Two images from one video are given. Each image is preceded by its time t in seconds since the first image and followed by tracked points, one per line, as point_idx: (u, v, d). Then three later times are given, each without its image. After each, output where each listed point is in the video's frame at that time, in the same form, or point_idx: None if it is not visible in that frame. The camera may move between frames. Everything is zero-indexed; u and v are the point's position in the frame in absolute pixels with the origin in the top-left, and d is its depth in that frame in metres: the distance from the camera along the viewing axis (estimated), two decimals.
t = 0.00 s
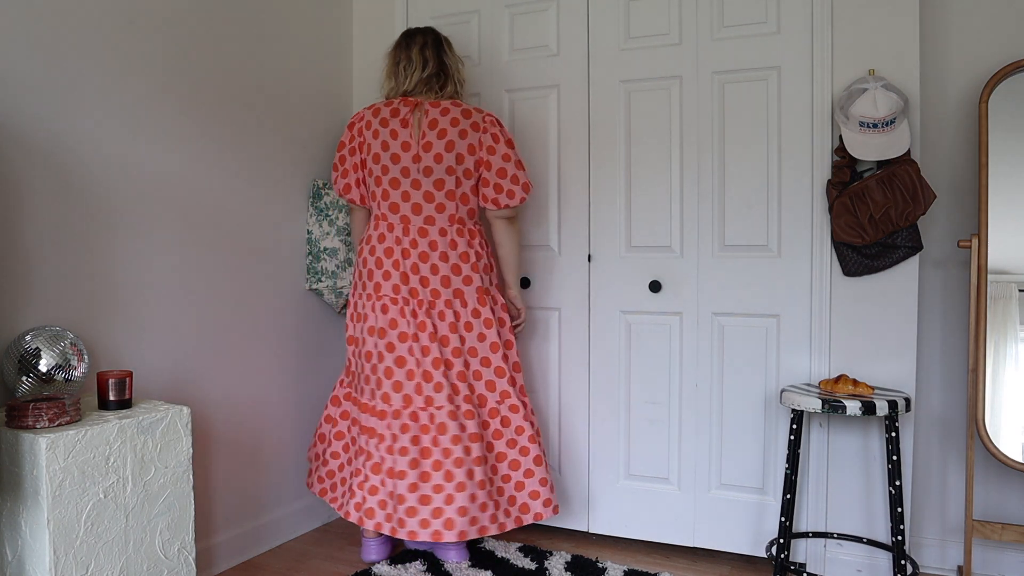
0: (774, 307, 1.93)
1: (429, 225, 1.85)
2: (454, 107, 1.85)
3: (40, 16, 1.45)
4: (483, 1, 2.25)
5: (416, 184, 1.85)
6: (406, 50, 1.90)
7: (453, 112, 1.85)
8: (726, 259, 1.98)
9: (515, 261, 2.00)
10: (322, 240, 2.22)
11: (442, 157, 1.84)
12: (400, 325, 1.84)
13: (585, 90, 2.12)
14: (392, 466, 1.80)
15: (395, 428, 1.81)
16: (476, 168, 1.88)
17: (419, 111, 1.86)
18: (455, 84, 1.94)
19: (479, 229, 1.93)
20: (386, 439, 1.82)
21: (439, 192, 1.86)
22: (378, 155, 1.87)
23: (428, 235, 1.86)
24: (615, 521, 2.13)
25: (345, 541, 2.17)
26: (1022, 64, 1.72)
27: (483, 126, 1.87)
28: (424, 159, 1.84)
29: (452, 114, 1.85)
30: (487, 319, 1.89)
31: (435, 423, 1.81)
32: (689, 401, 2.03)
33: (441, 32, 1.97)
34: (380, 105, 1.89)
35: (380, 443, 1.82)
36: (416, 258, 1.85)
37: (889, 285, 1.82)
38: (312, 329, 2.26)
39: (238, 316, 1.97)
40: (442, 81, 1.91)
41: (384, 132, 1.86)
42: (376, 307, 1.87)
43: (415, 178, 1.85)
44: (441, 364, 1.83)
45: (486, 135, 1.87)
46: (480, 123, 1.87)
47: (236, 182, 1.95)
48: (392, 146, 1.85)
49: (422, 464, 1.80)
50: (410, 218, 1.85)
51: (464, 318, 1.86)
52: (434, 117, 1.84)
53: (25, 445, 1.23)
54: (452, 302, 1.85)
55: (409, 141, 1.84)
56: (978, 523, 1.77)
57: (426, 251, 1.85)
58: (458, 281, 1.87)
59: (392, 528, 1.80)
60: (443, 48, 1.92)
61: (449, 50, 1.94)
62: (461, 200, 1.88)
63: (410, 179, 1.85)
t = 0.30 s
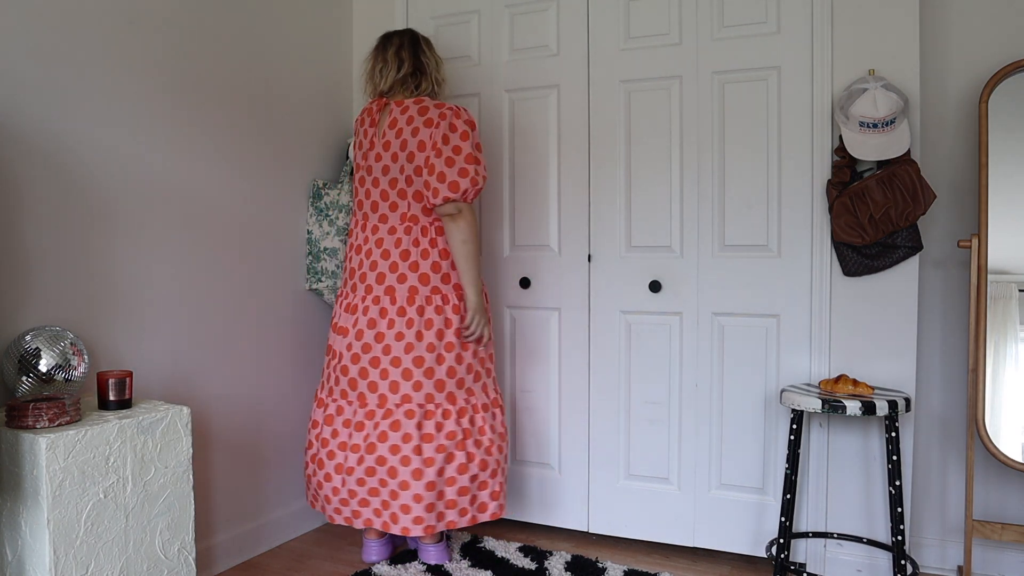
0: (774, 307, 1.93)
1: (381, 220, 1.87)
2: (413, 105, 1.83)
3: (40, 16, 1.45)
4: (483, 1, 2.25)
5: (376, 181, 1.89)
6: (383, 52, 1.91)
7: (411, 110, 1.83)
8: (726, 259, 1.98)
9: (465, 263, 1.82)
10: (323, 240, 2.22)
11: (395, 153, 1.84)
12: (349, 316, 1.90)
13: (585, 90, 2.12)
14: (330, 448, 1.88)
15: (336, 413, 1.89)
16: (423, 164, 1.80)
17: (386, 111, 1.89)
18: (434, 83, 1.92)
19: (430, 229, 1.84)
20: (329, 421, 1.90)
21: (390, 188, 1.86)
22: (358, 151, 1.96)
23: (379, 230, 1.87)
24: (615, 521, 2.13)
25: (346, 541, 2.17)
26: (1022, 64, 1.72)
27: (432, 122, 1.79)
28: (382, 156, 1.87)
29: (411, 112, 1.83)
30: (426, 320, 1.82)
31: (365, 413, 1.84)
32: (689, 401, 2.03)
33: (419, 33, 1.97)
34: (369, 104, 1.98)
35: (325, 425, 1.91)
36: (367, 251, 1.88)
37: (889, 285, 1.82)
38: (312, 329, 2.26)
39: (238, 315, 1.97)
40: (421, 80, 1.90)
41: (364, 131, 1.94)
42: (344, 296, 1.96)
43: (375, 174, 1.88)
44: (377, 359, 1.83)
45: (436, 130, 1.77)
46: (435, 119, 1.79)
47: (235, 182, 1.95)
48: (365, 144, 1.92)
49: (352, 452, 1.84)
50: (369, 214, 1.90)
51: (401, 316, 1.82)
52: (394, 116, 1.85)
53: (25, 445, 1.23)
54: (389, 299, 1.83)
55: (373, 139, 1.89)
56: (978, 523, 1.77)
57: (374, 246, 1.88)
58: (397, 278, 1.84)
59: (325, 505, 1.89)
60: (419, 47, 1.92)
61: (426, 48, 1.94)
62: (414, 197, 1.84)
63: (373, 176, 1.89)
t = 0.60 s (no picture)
0: (774, 307, 1.93)
1: (379, 218, 1.88)
2: (415, 104, 1.84)
3: (40, 16, 1.45)
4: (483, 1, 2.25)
5: (375, 179, 1.89)
6: (380, 53, 1.93)
7: (414, 109, 1.83)
8: (726, 259, 1.98)
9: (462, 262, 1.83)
10: (322, 240, 2.22)
11: (395, 150, 1.84)
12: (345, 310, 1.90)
13: (584, 90, 2.12)
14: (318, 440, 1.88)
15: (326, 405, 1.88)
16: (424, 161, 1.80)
17: (387, 109, 1.89)
18: (433, 83, 1.92)
19: (428, 226, 1.84)
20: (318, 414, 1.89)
21: (389, 185, 1.87)
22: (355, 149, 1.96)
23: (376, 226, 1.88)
24: (615, 522, 2.13)
25: (345, 541, 2.17)
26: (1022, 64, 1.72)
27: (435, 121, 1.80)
28: (382, 154, 1.87)
29: (412, 111, 1.83)
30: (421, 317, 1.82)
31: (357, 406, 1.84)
32: (689, 400, 2.03)
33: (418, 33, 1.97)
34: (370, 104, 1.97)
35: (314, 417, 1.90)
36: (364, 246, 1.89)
37: (889, 285, 1.82)
38: (311, 329, 2.26)
39: (238, 315, 1.97)
40: (419, 80, 1.91)
41: (362, 130, 1.94)
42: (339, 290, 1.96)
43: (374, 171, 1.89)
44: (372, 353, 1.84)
45: (438, 128, 1.79)
46: (437, 118, 1.80)
47: (235, 182, 1.95)
48: (364, 142, 1.92)
49: (341, 444, 1.84)
50: (366, 211, 1.91)
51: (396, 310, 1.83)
52: (394, 113, 1.85)
53: (25, 445, 1.23)
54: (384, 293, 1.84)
55: (372, 137, 1.89)
56: (978, 523, 1.77)
57: (371, 242, 1.88)
58: (393, 273, 1.85)
59: (306, 497, 1.87)
60: (417, 47, 1.92)
61: (425, 48, 1.94)
62: (414, 194, 1.84)
63: (372, 174, 1.90)
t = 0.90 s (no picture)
0: (774, 307, 1.93)
1: (401, 224, 1.86)
2: (435, 111, 1.86)
3: (40, 16, 1.45)
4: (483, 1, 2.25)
5: (391, 184, 1.86)
6: (380, 55, 1.93)
7: (434, 115, 1.86)
8: (726, 259, 1.98)
9: (487, 264, 1.90)
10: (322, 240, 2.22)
11: (421, 156, 1.84)
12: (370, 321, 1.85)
13: (584, 90, 2.12)
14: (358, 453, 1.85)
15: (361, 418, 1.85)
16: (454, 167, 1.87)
17: (401, 114, 1.86)
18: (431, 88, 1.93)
19: (452, 231, 1.89)
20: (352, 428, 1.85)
21: (413, 191, 1.85)
22: (355, 153, 1.87)
23: (397, 233, 1.85)
24: (616, 522, 2.13)
25: (346, 541, 2.17)
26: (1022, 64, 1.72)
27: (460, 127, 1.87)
28: (402, 159, 1.85)
29: (433, 117, 1.85)
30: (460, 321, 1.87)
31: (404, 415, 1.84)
32: (689, 400, 2.03)
33: (419, 36, 1.98)
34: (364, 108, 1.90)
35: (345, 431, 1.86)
36: (385, 254, 1.85)
37: (889, 285, 1.82)
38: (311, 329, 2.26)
39: (238, 315, 1.97)
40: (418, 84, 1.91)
41: (364, 133, 1.87)
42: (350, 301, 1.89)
43: (393, 178, 1.86)
44: (413, 360, 1.84)
45: (463, 136, 1.87)
46: (458, 123, 1.87)
47: (235, 182, 1.95)
48: (372, 147, 1.86)
49: (401, 456, 1.84)
50: (384, 218, 1.86)
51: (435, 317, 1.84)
52: (413, 118, 1.85)
53: (25, 445, 1.23)
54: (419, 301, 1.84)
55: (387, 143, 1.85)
56: (978, 523, 1.76)
57: (396, 249, 1.85)
58: (426, 280, 1.85)
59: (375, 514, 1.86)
60: (416, 51, 1.93)
61: (423, 52, 1.94)
62: (438, 198, 1.87)
63: (388, 179, 1.86)
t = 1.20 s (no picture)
0: (774, 307, 1.93)
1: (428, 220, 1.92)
2: (444, 108, 1.95)
3: (40, 16, 1.45)
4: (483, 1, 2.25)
5: (418, 182, 1.90)
6: (371, 50, 1.91)
7: (444, 112, 1.95)
8: (726, 259, 1.98)
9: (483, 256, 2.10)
10: (322, 240, 2.21)
11: (440, 153, 1.93)
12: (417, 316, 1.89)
13: (584, 90, 2.12)
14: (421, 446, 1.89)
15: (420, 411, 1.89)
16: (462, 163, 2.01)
17: (417, 112, 1.89)
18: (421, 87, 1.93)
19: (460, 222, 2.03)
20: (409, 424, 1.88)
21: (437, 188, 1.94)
22: (379, 151, 1.82)
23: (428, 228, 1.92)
24: (616, 522, 2.13)
25: (346, 541, 2.17)
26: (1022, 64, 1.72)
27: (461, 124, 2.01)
28: (424, 157, 1.90)
29: (444, 114, 1.94)
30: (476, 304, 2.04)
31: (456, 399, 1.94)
32: (689, 400, 2.03)
33: (410, 32, 1.96)
34: (369, 104, 1.84)
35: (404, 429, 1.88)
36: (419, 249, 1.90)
37: (889, 285, 1.82)
38: (311, 329, 2.26)
39: (238, 315, 1.97)
40: (409, 82, 1.91)
41: (384, 130, 1.82)
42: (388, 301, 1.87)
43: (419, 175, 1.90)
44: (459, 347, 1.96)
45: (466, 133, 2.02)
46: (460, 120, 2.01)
47: (235, 182, 1.94)
48: (398, 145, 1.85)
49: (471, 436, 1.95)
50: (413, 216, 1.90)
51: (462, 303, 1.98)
52: (428, 115, 1.90)
53: (25, 445, 1.23)
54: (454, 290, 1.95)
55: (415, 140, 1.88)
56: (978, 523, 1.77)
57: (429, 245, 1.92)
58: (451, 270, 1.96)
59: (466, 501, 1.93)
60: (407, 49, 1.92)
61: (414, 50, 1.94)
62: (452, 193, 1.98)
63: (411, 177, 1.89)
